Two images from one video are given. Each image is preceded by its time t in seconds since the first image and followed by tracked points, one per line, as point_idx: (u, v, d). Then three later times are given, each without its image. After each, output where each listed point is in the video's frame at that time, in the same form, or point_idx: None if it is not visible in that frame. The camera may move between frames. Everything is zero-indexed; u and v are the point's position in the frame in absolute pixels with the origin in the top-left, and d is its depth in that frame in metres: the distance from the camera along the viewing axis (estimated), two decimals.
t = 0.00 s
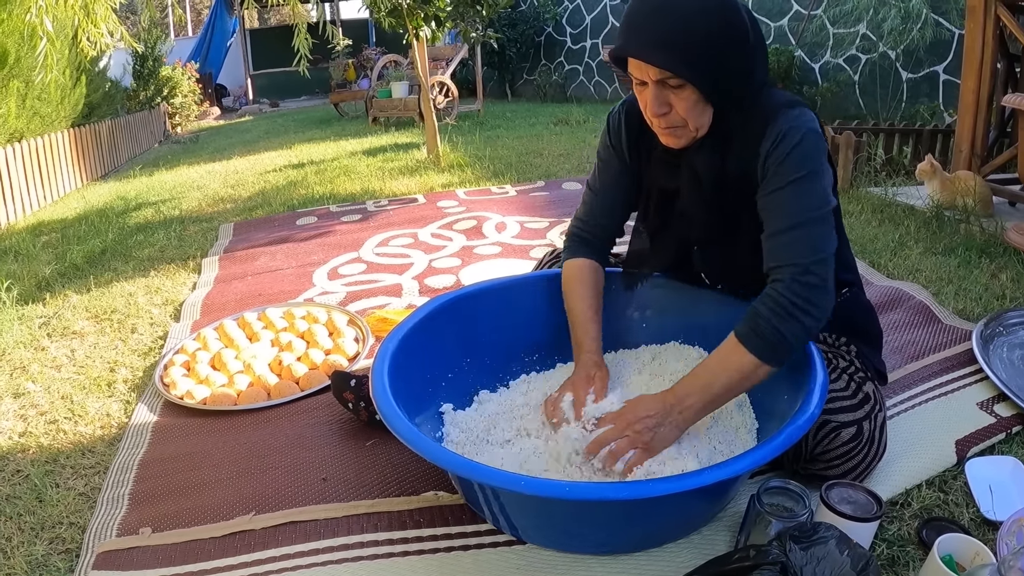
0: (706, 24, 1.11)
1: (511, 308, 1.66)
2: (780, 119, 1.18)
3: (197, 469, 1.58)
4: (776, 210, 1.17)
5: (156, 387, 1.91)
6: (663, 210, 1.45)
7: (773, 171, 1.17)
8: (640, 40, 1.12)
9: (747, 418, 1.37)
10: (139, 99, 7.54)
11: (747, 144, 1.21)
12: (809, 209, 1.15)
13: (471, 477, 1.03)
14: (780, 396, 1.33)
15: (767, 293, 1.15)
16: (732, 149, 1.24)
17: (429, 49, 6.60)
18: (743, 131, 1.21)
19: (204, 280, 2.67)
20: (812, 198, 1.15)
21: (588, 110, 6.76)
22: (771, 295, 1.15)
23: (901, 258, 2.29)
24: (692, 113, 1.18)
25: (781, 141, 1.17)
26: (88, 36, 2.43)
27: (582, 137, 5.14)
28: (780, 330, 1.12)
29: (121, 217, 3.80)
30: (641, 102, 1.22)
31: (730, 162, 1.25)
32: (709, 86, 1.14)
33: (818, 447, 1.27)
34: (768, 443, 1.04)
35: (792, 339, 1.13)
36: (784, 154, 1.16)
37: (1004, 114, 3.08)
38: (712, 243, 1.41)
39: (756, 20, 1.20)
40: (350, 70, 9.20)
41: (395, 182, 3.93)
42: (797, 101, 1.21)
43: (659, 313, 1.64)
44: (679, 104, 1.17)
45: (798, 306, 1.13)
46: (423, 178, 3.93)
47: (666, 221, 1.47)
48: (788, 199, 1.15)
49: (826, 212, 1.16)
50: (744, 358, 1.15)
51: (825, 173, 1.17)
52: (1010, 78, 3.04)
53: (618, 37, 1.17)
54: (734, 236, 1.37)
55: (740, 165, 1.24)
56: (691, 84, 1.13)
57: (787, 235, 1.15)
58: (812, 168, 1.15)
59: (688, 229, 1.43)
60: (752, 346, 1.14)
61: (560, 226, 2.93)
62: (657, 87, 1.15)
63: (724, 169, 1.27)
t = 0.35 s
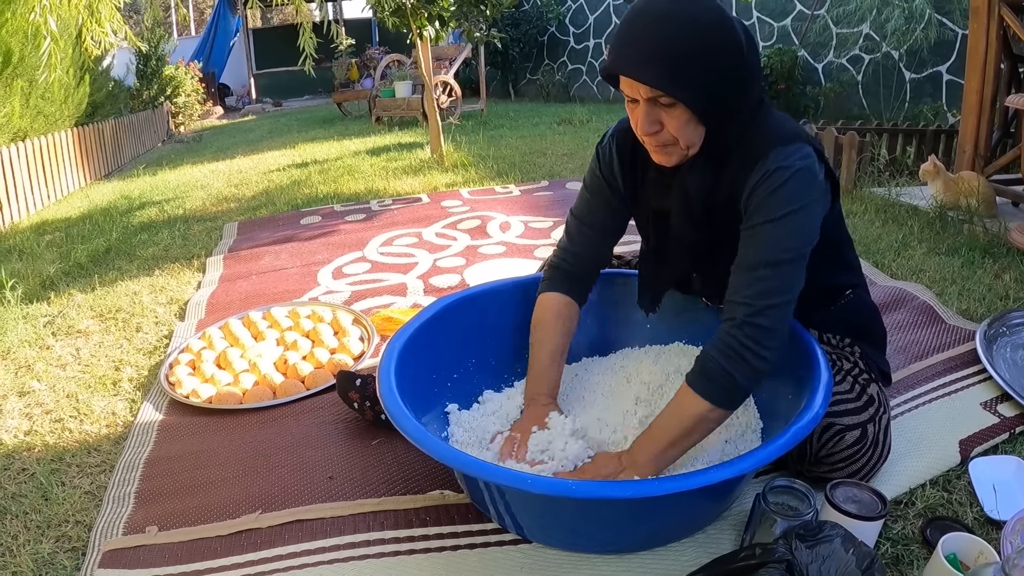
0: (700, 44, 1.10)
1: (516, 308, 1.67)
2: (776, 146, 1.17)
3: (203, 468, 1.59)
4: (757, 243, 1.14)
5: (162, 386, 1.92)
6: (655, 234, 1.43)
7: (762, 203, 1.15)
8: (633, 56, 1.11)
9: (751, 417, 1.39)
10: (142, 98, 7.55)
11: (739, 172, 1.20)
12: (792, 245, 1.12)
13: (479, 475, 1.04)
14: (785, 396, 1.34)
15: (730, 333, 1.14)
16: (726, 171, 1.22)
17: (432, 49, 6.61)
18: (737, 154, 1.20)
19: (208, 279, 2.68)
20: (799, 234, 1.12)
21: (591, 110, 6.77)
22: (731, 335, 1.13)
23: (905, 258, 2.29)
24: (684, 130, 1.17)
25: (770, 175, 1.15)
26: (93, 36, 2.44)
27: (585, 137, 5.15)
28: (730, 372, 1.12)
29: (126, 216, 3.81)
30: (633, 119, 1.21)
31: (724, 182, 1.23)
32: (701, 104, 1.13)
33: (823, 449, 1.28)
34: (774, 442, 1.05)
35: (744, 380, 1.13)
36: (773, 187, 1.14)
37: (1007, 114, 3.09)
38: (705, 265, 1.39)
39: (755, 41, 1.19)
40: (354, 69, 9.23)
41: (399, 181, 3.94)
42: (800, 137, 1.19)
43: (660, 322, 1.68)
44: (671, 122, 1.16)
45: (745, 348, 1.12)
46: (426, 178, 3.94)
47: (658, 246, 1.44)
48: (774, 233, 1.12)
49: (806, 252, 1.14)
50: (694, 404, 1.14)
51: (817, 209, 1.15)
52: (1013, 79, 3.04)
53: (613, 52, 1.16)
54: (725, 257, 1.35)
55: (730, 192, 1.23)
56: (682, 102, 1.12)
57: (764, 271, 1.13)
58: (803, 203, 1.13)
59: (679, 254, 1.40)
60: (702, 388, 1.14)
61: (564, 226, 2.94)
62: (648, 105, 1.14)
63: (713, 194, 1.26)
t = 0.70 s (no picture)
0: (711, 27, 1.13)
1: (520, 307, 1.68)
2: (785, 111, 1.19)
3: (207, 466, 1.59)
4: (805, 194, 1.14)
5: (166, 384, 1.92)
6: (674, 211, 1.47)
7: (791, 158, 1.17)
8: (646, 50, 1.13)
9: (757, 416, 1.39)
10: (146, 97, 7.56)
11: (756, 138, 1.23)
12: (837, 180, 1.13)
13: (484, 473, 1.05)
14: (788, 396, 1.34)
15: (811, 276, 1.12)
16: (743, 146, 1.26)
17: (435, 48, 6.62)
18: (751, 129, 1.23)
19: (212, 278, 2.69)
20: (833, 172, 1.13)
21: (594, 110, 6.77)
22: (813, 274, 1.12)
23: (908, 259, 2.29)
24: (697, 118, 1.19)
25: (790, 128, 1.17)
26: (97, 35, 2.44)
27: (588, 136, 5.15)
28: (825, 304, 1.10)
29: (129, 214, 3.82)
30: (646, 109, 1.23)
31: (740, 159, 1.27)
32: (713, 90, 1.15)
33: (827, 447, 1.28)
34: (778, 440, 1.06)
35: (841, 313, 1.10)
36: (796, 137, 1.16)
37: (1011, 115, 3.09)
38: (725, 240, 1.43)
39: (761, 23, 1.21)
40: (357, 69, 9.25)
41: (403, 180, 3.94)
42: (801, 95, 1.22)
43: (665, 320, 1.66)
44: (684, 110, 1.18)
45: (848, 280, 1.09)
46: (430, 177, 3.95)
47: (677, 220, 1.49)
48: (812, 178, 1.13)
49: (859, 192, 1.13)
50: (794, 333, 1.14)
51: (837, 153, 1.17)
52: (1017, 79, 3.04)
53: (624, 47, 1.19)
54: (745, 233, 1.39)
55: (749, 162, 1.26)
56: (695, 90, 1.14)
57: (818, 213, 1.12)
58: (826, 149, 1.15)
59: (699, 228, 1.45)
60: (806, 323, 1.12)
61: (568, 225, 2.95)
62: (661, 95, 1.16)
63: (732, 168, 1.29)
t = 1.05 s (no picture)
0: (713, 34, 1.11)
1: (523, 310, 1.68)
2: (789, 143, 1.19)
3: (211, 466, 1.60)
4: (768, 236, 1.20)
5: (169, 385, 1.93)
6: (670, 222, 1.45)
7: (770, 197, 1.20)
8: (650, 52, 1.12)
9: (758, 417, 1.40)
10: (148, 97, 7.58)
11: (757, 159, 1.22)
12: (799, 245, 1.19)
13: (487, 474, 1.05)
14: (790, 399, 1.35)
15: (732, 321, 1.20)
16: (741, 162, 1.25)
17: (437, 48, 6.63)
18: (752, 148, 1.22)
19: (215, 278, 2.70)
20: (805, 234, 1.18)
21: (596, 110, 6.79)
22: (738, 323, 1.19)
23: (909, 260, 2.30)
24: (699, 121, 1.18)
25: (786, 170, 1.18)
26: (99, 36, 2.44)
27: (590, 137, 5.16)
28: (747, 355, 1.18)
29: (131, 215, 3.83)
30: (648, 110, 1.22)
31: (739, 173, 1.26)
32: (714, 95, 1.14)
33: (828, 450, 1.29)
34: (778, 442, 1.06)
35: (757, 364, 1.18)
36: (789, 182, 1.18)
37: (1012, 116, 3.10)
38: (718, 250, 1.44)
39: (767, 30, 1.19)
40: (359, 69, 9.27)
41: (404, 181, 3.95)
42: (816, 129, 1.21)
43: (664, 324, 1.69)
44: (686, 112, 1.17)
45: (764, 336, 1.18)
46: (431, 178, 3.96)
47: (673, 232, 1.47)
48: (785, 232, 1.18)
49: (813, 248, 1.20)
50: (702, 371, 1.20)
51: (826, 208, 1.20)
52: (1018, 80, 3.04)
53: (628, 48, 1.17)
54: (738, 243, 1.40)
55: (745, 179, 1.25)
56: (697, 93, 1.13)
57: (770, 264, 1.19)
58: (812, 200, 1.18)
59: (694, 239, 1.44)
60: (719, 369, 1.19)
61: (569, 226, 2.95)
62: (663, 97, 1.15)
63: (728, 182, 1.28)
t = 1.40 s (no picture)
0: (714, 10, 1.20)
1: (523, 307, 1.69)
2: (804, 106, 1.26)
3: (214, 465, 1.61)
4: (800, 200, 1.25)
5: (171, 384, 1.94)
6: (687, 194, 1.50)
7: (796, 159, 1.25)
8: (658, 28, 1.20)
9: (758, 415, 1.40)
10: (148, 96, 7.59)
11: (777, 124, 1.28)
12: (831, 209, 1.25)
13: (489, 471, 1.06)
14: (791, 397, 1.35)
15: (781, 274, 1.26)
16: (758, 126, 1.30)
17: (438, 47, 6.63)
18: (767, 112, 1.29)
19: (216, 277, 2.71)
20: (836, 195, 1.25)
21: (596, 109, 6.78)
22: (790, 276, 1.25)
23: (909, 258, 2.30)
24: (710, 89, 1.25)
25: (809, 134, 1.24)
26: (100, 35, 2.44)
27: (590, 135, 5.16)
28: (800, 312, 1.24)
29: (132, 214, 3.84)
30: (661, 86, 1.30)
31: (756, 142, 1.31)
32: (720, 63, 1.22)
33: (830, 446, 1.30)
34: (777, 440, 1.07)
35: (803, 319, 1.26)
36: (812, 148, 1.23)
37: (1013, 114, 3.10)
38: (735, 223, 1.44)
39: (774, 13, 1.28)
40: (359, 67, 9.26)
41: (405, 180, 3.96)
42: (827, 98, 1.28)
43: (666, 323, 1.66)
44: (696, 82, 1.24)
45: (817, 293, 1.25)
46: (432, 176, 3.96)
47: (690, 204, 1.51)
48: (813, 194, 1.24)
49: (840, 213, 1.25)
50: (753, 318, 1.26)
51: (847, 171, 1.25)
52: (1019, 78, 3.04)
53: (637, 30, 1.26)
54: (753, 215, 1.40)
55: (763, 147, 1.31)
56: (704, 62, 1.21)
57: (803, 226, 1.25)
58: (836, 162, 1.23)
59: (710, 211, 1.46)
60: (769, 317, 1.25)
61: (570, 225, 2.96)
62: (673, 69, 1.23)
63: (748, 148, 1.33)
